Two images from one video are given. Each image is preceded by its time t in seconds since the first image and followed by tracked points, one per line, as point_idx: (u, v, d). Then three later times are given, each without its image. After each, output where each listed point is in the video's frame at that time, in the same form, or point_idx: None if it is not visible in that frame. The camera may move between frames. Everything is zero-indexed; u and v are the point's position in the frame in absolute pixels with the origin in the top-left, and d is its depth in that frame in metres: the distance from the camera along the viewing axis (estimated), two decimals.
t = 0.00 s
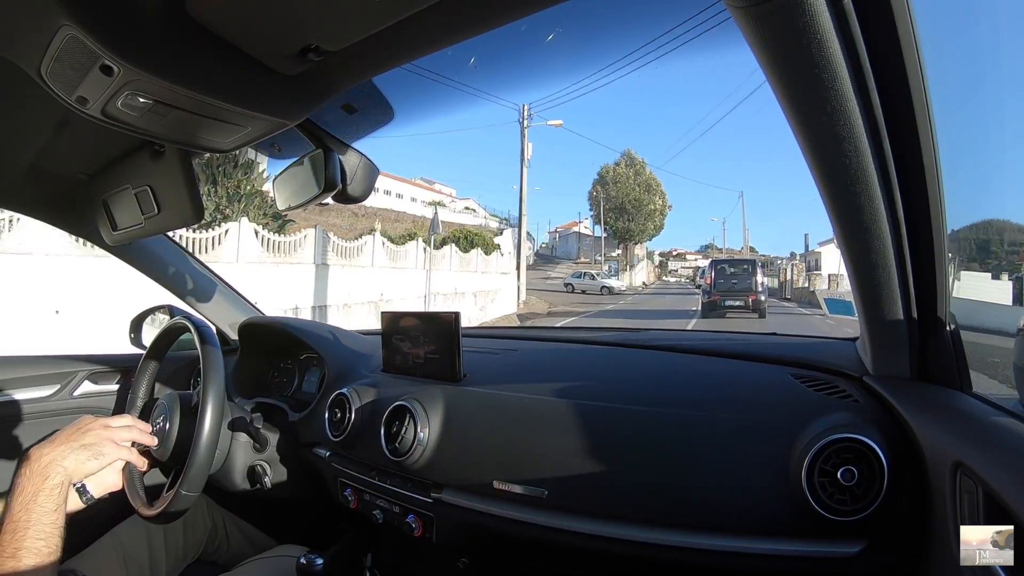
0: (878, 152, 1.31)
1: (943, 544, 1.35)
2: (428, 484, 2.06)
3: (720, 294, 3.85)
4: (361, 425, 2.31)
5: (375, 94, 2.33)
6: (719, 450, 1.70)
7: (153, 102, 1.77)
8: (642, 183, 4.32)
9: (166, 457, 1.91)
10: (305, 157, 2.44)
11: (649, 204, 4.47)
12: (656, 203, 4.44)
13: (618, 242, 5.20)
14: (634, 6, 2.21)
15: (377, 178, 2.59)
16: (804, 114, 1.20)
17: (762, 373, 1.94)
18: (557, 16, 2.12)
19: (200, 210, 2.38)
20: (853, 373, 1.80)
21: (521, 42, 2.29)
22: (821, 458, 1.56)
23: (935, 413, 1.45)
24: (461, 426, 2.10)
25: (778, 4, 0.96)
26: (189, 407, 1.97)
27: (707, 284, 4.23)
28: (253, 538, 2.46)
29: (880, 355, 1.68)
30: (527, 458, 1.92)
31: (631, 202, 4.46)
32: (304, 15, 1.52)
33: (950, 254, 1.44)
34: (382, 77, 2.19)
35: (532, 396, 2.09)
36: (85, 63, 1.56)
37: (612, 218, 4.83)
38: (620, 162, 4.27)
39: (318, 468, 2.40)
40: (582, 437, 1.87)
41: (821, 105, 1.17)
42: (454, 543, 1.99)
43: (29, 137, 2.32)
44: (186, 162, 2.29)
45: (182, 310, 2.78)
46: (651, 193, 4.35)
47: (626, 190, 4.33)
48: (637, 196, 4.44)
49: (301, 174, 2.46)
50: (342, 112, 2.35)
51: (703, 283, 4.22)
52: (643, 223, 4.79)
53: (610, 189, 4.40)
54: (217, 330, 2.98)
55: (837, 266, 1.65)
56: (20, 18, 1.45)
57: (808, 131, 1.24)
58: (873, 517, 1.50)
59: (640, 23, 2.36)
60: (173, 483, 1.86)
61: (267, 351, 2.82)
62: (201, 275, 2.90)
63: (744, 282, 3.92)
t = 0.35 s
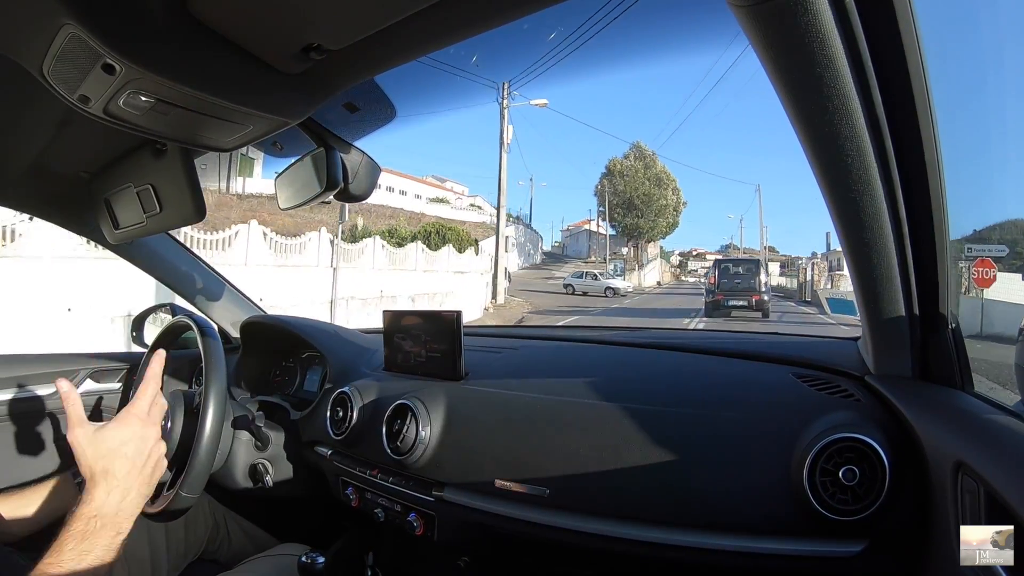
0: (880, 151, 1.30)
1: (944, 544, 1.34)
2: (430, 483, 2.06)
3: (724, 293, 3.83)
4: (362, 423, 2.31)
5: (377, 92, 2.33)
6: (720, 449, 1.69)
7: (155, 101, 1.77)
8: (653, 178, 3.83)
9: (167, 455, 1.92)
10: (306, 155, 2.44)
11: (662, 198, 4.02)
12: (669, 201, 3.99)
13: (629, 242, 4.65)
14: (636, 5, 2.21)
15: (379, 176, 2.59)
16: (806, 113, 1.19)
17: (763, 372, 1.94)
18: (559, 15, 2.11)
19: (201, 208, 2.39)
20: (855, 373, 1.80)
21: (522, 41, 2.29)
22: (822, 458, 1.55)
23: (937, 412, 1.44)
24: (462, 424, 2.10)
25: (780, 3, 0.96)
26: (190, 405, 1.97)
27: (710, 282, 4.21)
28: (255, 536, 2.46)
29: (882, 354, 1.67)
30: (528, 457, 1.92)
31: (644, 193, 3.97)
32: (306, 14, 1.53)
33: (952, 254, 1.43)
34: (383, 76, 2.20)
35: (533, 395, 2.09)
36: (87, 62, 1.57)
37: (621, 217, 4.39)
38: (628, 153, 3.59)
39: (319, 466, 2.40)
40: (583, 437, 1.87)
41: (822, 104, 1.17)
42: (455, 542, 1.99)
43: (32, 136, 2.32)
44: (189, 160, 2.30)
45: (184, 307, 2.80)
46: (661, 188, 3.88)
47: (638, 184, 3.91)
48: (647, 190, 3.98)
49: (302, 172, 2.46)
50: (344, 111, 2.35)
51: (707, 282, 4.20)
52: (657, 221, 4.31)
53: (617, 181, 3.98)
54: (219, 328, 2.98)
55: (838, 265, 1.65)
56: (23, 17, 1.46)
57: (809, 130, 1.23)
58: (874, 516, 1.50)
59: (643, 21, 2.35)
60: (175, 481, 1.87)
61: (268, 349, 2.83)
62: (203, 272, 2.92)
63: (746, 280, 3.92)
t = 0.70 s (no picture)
0: (881, 152, 1.30)
1: (944, 545, 1.34)
2: (429, 480, 2.06)
3: (726, 292, 3.80)
4: (362, 421, 2.31)
5: (379, 90, 2.33)
6: (720, 449, 1.69)
7: (157, 97, 1.77)
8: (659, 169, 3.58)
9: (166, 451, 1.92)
10: (308, 152, 2.44)
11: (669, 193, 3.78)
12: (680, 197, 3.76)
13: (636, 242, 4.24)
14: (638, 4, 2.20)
15: (380, 173, 2.59)
16: (808, 112, 1.19)
17: (764, 372, 1.94)
18: (562, 13, 2.11)
19: (203, 206, 2.41)
20: (855, 373, 1.80)
21: (524, 39, 2.28)
22: (822, 458, 1.55)
23: (936, 413, 1.44)
24: (462, 422, 2.10)
25: (782, 2, 0.96)
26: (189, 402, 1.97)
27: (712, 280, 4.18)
28: (255, 533, 2.46)
29: (883, 355, 1.67)
30: (529, 454, 1.92)
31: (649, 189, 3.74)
32: (308, 12, 1.52)
33: (952, 255, 1.43)
34: (385, 73, 2.19)
35: (533, 393, 2.09)
36: (90, 58, 1.57)
37: (626, 213, 3.94)
38: (632, 146, 3.55)
39: (319, 463, 2.41)
40: (583, 435, 1.87)
41: (825, 104, 1.16)
42: (455, 540, 2.00)
43: (34, 132, 2.32)
44: (190, 157, 2.30)
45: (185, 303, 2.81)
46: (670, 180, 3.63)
47: (643, 177, 3.67)
48: (651, 183, 3.69)
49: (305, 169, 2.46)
50: (345, 109, 2.35)
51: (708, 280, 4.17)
52: (665, 216, 3.99)
53: (622, 174, 3.72)
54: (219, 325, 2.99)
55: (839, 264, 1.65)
56: (25, 12, 1.45)
57: (811, 129, 1.23)
58: (874, 516, 1.50)
59: (646, 18, 2.34)
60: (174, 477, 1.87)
61: (269, 346, 2.83)
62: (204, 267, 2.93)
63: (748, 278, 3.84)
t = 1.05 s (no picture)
0: (884, 152, 1.30)
1: (943, 546, 1.34)
2: (429, 478, 2.06)
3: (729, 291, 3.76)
4: (362, 418, 2.31)
5: (382, 87, 2.33)
6: (720, 448, 1.70)
7: (159, 94, 1.78)
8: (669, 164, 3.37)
9: (167, 449, 1.92)
10: (310, 150, 2.44)
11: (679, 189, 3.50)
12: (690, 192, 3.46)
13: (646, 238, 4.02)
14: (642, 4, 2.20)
15: (381, 171, 2.59)
16: (810, 112, 1.19)
17: (765, 372, 1.94)
18: (565, 10, 2.10)
19: (204, 203, 2.40)
20: (855, 374, 1.80)
21: (528, 36, 2.27)
22: (821, 458, 1.55)
23: (937, 414, 1.44)
24: (462, 420, 2.10)
25: (784, 2, 0.96)
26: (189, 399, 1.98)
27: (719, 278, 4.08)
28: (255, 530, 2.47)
29: (883, 356, 1.67)
30: (529, 453, 1.92)
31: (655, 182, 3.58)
32: (311, 9, 1.53)
33: (953, 256, 1.43)
34: (387, 71, 2.19)
35: (533, 392, 2.09)
36: (92, 55, 1.57)
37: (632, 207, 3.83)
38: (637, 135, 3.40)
39: (319, 460, 2.41)
40: (583, 435, 1.87)
41: (827, 105, 1.16)
42: (454, 537, 2.00)
43: (34, 128, 2.32)
44: (190, 154, 2.29)
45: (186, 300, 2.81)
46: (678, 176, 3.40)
47: (648, 169, 3.56)
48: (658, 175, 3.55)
49: (306, 167, 2.46)
50: (348, 107, 2.35)
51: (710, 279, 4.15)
52: (676, 215, 3.71)
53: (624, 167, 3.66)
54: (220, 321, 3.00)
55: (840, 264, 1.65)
56: (29, 9, 1.46)
57: (813, 129, 1.23)
58: (873, 517, 1.50)
59: (649, 17, 2.33)
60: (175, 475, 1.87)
61: (270, 343, 2.83)
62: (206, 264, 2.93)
63: (751, 279, 3.64)
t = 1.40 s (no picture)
0: (885, 153, 1.29)
1: (943, 547, 1.34)
2: (429, 477, 2.06)
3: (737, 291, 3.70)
4: (362, 417, 2.31)
5: (383, 85, 2.32)
6: (719, 448, 1.70)
7: (160, 92, 1.78)
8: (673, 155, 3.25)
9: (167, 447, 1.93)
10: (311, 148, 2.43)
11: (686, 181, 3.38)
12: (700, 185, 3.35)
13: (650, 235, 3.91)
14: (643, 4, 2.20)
15: (382, 170, 2.59)
16: (811, 112, 1.19)
17: (765, 373, 1.94)
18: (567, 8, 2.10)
19: (205, 203, 2.39)
20: (856, 375, 1.80)
21: (530, 35, 2.27)
22: (821, 459, 1.55)
23: (937, 415, 1.44)
24: (462, 419, 2.10)
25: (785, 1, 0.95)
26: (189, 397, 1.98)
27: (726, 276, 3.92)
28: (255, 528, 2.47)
29: (885, 357, 1.67)
30: (528, 453, 1.92)
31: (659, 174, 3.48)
32: (313, 8, 1.53)
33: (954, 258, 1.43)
34: (389, 69, 2.19)
35: (534, 391, 2.08)
36: (95, 53, 1.57)
37: (636, 200, 3.72)
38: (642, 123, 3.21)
39: (319, 459, 2.41)
40: (584, 434, 1.87)
41: (827, 105, 1.16)
42: (453, 536, 2.00)
43: (34, 125, 2.31)
44: (190, 152, 2.29)
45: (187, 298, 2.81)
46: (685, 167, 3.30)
47: (652, 161, 3.43)
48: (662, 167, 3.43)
49: (307, 165, 2.46)
50: (349, 105, 2.35)
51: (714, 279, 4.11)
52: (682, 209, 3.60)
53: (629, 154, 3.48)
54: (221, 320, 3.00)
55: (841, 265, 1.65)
56: (31, 7, 1.46)
57: (813, 129, 1.23)
58: (873, 518, 1.50)
59: (649, 17, 2.32)
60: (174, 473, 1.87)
61: (270, 341, 2.83)
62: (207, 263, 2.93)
63: (760, 279, 3.51)
